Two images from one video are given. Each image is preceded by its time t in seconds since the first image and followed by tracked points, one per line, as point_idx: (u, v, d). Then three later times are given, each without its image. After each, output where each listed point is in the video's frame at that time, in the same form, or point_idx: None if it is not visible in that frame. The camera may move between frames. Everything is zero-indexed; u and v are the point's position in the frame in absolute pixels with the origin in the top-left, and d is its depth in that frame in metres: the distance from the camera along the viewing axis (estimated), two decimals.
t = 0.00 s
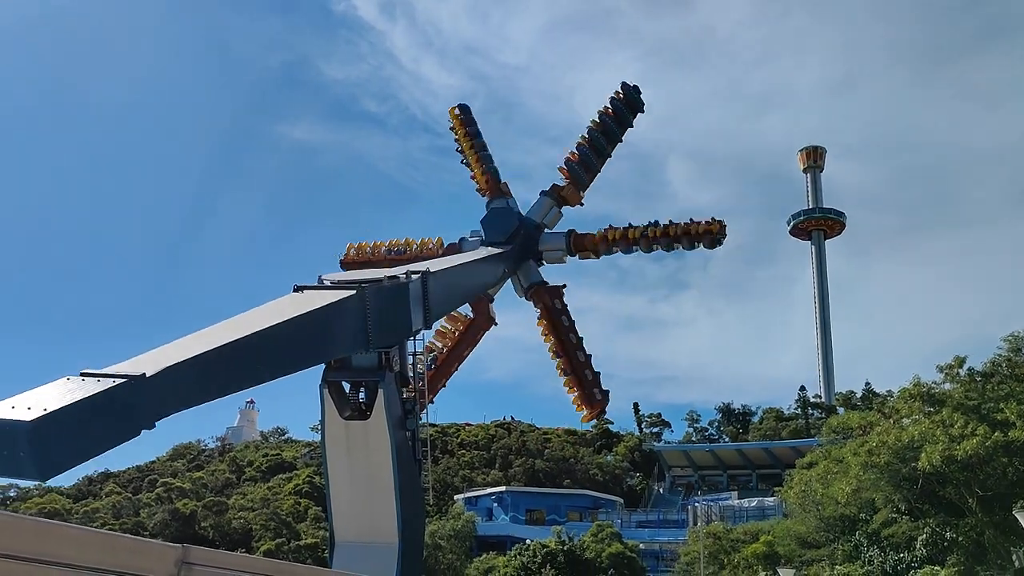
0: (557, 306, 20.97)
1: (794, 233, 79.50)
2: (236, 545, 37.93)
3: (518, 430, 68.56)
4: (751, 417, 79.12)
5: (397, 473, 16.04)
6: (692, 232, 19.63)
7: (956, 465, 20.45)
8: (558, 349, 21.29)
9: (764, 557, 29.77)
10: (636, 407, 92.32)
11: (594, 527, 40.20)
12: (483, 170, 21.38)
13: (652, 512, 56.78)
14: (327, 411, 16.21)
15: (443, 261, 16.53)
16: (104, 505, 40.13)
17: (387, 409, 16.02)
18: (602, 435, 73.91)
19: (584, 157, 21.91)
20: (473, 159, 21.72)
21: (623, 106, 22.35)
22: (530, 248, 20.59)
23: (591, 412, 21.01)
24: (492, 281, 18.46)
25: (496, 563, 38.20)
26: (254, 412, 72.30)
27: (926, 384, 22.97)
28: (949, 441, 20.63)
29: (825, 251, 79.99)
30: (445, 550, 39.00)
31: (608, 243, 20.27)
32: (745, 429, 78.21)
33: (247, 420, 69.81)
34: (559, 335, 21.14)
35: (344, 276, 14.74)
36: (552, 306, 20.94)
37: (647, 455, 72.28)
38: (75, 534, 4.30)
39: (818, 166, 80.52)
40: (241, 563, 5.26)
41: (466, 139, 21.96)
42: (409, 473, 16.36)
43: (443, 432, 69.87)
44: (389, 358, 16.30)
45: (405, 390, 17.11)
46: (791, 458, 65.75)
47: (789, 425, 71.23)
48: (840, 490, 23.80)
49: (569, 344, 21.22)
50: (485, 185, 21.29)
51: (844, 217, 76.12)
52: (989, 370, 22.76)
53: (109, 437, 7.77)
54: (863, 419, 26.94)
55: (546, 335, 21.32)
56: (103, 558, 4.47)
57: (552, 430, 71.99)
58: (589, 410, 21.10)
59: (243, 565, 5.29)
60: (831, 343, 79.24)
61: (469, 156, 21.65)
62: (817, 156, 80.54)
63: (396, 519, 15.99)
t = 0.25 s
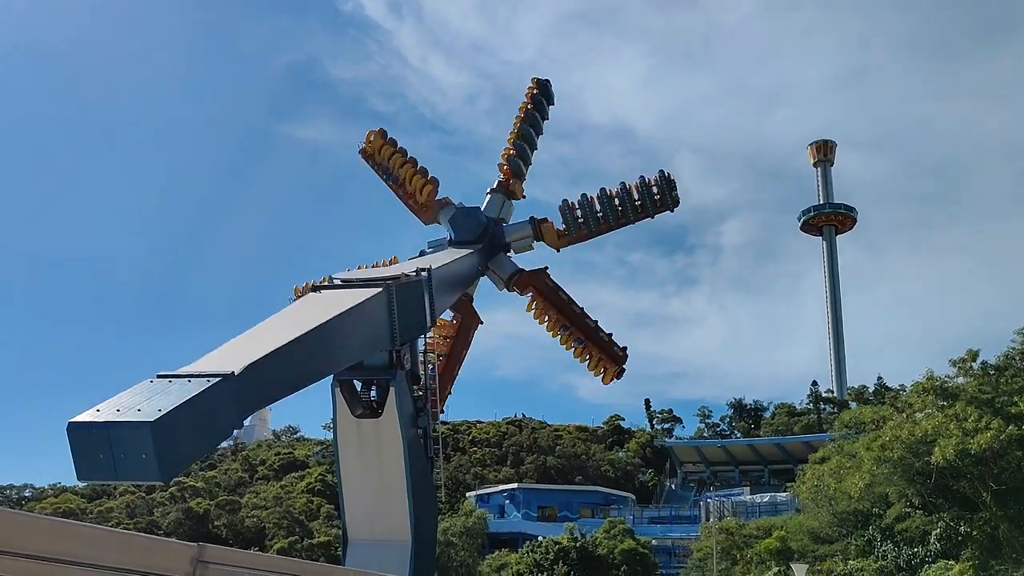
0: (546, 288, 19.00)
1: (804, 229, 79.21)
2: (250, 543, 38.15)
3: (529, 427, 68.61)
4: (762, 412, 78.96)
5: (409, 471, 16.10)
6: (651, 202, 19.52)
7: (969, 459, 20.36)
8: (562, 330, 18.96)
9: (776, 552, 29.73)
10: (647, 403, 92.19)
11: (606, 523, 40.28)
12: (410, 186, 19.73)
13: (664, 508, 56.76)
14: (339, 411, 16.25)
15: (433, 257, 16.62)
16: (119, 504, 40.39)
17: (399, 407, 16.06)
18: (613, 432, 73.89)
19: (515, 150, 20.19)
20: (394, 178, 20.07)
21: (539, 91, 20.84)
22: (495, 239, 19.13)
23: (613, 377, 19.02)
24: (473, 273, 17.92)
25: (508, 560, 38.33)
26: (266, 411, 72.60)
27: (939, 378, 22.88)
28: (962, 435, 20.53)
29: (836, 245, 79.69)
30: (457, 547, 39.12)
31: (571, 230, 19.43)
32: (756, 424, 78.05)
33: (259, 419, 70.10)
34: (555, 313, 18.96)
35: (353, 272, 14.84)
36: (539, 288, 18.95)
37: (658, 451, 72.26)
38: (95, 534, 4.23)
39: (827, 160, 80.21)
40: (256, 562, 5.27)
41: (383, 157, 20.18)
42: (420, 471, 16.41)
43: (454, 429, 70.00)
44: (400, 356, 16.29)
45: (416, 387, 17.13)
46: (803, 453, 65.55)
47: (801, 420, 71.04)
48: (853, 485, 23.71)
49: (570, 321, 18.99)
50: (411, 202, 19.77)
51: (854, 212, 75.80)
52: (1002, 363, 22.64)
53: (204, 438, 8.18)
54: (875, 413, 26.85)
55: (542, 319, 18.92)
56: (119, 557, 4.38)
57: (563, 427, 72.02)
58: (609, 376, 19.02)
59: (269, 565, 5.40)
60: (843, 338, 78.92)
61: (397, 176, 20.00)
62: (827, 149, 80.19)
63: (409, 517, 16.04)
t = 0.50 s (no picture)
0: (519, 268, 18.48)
1: (815, 225, 78.90)
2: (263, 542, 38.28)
3: (540, 424, 68.63)
4: (774, 408, 78.76)
5: (421, 469, 16.10)
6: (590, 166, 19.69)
7: (984, 453, 20.24)
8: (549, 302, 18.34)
9: (790, 548, 29.64)
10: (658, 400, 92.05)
11: (619, 520, 40.27)
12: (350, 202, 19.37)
13: (676, 504, 56.65)
14: (351, 410, 16.27)
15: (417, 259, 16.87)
16: (132, 504, 40.59)
17: (410, 406, 16.06)
18: (625, 428, 73.83)
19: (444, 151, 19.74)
20: (329, 199, 19.48)
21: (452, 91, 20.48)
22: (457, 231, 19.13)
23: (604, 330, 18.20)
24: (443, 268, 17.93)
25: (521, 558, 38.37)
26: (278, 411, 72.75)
27: (952, 372, 22.75)
28: (977, 429, 20.41)
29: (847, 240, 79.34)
30: (469, 545, 39.20)
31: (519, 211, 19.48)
32: (768, 420, 77.85)
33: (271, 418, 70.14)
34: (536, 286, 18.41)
35: (358, 273, 15.06)
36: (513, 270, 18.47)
37: (670, 448, 72.17)
38: (112, 532, 4.19)
39: (838, 154, 79.85)
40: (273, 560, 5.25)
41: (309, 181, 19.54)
42: (432, 470, 16.42)
43: (466, 428, 70.06)
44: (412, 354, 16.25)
45: (428, 385, 17.11)
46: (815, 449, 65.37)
47: (813, 416, 70.80)
48: (866, 480, 23.58)
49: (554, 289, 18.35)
50: (355, 219, 19.35)
51: (865, 207, 75.43)
52: (1016, 357, 22.50)
53: (305, 436, 10.50)
54: (889, 408, 26.72)
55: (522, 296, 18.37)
56: (132, 555, 4.33)
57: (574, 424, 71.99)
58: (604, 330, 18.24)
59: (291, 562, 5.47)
60: (854, 333, 78.60)
61: (332, 198, 19.46)
62: (837, 143, 79.81)
63: (421, 515, 16.06)
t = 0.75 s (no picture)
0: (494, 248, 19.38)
1: (826, 220, 78.55)
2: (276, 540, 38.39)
3: (552, 421, 68.61)
4: (786, 403, 78.58)
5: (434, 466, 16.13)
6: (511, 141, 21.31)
7: (997, 446, 20.15)
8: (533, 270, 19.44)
9: (803, 543, 29.54)
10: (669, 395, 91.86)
11: (631, 516, 40.30)
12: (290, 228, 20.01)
13: (688, 500, 56.56)
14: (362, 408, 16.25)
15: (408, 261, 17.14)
16: (146, 503, 40.77)
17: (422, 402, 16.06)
18: (636, 424, 73.80)
19: (370, 156, 19.89)
20: (265, 226, 20.06)
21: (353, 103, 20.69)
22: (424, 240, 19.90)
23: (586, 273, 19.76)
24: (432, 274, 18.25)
25: (534, 554, 38.45)
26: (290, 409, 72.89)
27: (965, 366, 22.66)
28: (990, 422, 20.33)
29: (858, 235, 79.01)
30: (482, 542, 39.29)
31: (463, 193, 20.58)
32: (780, 415, 77.67)
33: (283, 416, 70.27)
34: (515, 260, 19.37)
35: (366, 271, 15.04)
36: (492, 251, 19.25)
37: (682, 444, 72.11)
38: (126, 531, 4.18)
39: (849, 148, 79.46)
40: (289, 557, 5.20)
41: (236, 223, 20.04)
42: (445, 466, 16.45)
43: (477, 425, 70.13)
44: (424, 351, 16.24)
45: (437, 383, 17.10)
46: (828, 444, 65.16)
47: (825, 410, 70.57)
48: (880, 475, 23.49)
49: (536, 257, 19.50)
50: (300, 240, 20.01)
51: (876, 202, 75.08)
52: None
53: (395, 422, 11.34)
54: (902, 402, 26.61)
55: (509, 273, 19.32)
56: (148, 554, 4.31)
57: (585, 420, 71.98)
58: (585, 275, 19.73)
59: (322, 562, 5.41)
60: (866, 328, 78.27)
61: (263, 232, 20.04)
62: (847, 137, 79.42)
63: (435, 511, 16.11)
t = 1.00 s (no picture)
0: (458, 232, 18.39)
1: (836, 216, 78.26)
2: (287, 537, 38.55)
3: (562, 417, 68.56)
4: (796, 398, 78.39)
5: (443, 464, 16.18)
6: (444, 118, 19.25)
7: (1010, 440, 20.05)
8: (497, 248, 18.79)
9: (814, 538, 29.49)
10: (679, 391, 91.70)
11: (641, 512, 40.42)
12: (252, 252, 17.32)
13: (699, 496, 56.46)
14: (373, 403, 16.44)
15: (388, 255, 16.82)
16: (158, 501, 40.93)
17: (431, 400, 16.14)
18: (646, 420, 73.77)
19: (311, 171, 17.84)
20: (225, 256, 17.35)
21: (264, 116, 18.20)
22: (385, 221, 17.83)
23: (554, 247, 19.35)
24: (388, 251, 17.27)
25: (544, 550, 38.60)
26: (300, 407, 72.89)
27: (976, 360, 22.64)
28: (1003, 416, 20.22)
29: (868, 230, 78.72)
30: (493, 538, 39.48)
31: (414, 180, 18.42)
32: (791, 410, 77.48)
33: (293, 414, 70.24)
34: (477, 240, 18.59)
35: (378, 268, 15.44)
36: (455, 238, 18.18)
37: (692, 440, 72.04)
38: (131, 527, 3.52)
39: (858, 142, 79.09)
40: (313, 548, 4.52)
41: (189, 264, 17.11)
42: (455, 464, 16.47)
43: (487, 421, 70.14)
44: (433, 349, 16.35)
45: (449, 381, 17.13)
46: (838, 439, 65.02)
47: (836, 405, 70.35)
48: (891, 470, 23.38)
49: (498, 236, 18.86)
50: (264, 265, 17.46)
51: (886, 197, 74.79)
52: None
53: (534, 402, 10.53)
54: (913, 396, 26.51)
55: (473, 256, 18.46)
56: (167, 554, 3.69)
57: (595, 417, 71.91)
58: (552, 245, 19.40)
59: (364, 564, 4.93)
60: (877, 323, 78.03)
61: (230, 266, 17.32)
62: (857, 131, 79.06)
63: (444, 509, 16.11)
